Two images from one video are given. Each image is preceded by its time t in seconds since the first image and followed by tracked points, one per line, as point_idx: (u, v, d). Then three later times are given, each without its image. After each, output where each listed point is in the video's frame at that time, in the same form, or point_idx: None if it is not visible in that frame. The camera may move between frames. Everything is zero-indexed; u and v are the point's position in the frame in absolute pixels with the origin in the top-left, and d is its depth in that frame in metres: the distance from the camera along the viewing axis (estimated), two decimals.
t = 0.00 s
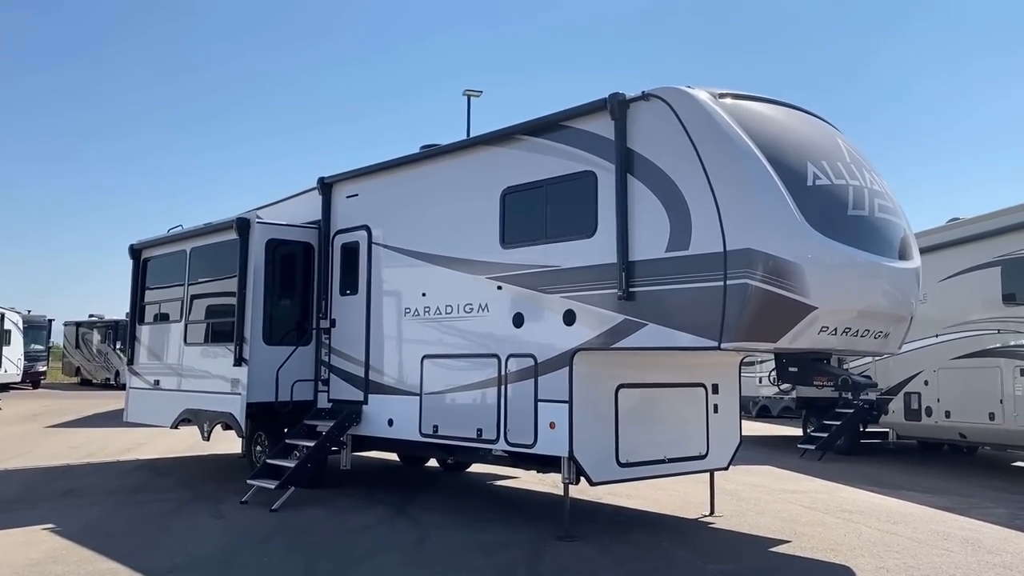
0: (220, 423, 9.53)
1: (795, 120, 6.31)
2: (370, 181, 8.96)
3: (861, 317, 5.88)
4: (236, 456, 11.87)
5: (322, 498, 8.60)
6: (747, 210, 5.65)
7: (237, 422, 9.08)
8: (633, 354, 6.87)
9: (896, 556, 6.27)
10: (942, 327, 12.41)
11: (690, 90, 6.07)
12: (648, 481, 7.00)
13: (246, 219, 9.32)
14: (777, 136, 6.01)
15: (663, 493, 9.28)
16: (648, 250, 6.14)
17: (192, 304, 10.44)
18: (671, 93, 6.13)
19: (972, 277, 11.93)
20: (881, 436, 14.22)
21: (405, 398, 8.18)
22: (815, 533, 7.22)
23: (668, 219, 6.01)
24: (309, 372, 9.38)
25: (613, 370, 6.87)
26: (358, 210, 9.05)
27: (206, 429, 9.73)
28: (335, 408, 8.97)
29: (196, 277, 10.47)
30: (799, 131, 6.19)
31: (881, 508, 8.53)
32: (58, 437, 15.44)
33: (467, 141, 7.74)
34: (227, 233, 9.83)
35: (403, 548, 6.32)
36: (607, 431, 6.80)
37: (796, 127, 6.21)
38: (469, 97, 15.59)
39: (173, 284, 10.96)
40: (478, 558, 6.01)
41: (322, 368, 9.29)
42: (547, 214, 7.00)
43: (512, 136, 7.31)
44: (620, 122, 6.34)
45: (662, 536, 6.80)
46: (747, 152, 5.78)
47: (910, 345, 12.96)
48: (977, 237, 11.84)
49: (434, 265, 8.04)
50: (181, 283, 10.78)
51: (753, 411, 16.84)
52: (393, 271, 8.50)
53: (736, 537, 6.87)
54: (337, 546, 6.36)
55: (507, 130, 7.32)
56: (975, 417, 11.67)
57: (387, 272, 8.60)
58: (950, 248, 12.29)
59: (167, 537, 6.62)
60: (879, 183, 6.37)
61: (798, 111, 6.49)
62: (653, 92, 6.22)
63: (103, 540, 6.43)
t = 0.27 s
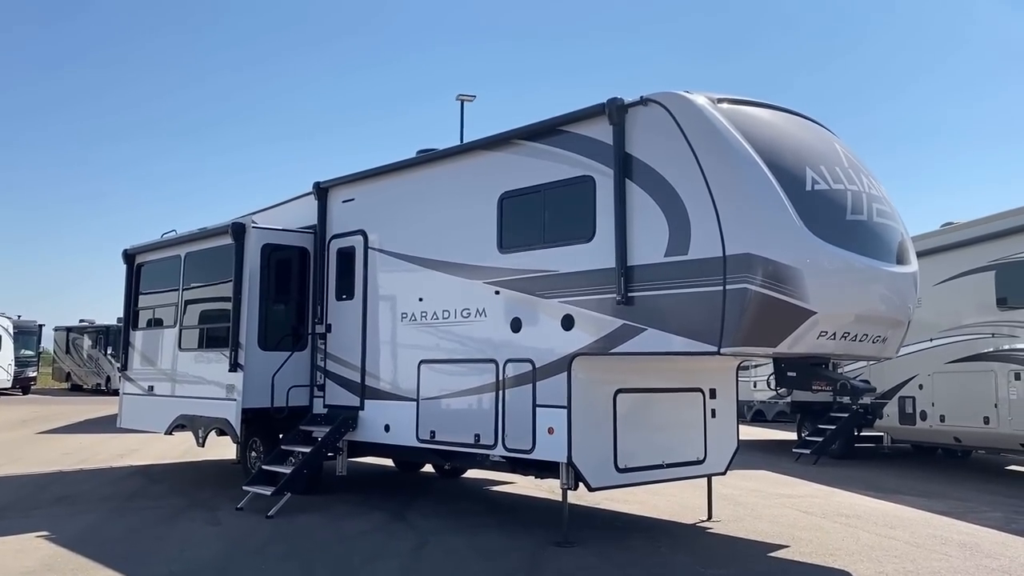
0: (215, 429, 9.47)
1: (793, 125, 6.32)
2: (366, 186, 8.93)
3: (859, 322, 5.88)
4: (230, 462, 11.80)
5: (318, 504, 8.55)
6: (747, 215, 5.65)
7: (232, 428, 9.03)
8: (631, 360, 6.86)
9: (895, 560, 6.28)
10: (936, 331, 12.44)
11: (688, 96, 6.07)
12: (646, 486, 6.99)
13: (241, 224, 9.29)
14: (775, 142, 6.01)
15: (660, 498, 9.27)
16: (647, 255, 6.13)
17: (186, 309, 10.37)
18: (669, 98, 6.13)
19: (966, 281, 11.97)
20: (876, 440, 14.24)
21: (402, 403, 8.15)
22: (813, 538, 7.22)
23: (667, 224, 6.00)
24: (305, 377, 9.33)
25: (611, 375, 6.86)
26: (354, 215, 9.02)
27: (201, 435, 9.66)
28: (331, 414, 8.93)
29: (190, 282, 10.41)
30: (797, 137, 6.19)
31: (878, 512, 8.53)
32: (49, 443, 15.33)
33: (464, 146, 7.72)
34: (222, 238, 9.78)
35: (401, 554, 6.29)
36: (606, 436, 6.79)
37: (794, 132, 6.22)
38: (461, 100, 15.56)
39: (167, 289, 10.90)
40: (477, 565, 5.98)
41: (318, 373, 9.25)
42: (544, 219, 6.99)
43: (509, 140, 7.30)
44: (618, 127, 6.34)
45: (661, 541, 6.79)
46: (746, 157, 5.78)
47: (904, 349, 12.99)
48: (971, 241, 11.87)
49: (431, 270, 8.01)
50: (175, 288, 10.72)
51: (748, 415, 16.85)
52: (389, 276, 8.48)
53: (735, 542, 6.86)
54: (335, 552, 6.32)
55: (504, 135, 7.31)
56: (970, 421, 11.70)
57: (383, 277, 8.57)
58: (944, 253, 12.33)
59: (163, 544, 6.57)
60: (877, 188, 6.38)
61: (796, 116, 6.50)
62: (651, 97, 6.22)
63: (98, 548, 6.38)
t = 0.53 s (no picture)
0: (211, 433, 9.42)
1: (793, 126, 6.32)
2: (363, 188, 8.90)
3: (860, 322, 5.88)
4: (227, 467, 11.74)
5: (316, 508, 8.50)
6: (747, 216, 5.65)
7: (229, 432, 8.98)
8: (631, 361, 6.85)
9: (896, 560, 6.27)
10: (931, 331, 12.47)
11: (688, 97, 6.07)
12: (646, 488, 6.97)
13: (237, 227, 9.24)
14: (775, 142, 6.01)
15: (659, 500, 9.26)
16: (647, 256, 6.12)
17: (181, 313, 10.32)
18: (669, 99, 6.13)
19: (961, 281, 12.00)
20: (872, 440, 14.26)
21: (401, 406, 8.12)
22: (813, 538, 7.21)
23: (668, 225, 6.00)
24: (303, 381, 9.29)
25: (611, 377, 6.85)
26: (351, 217, 8.99)
27: (197, 439, 9.60)
28: (329, 417, 8.89)
29: (186, 285, 10.35)
30: (797, 137, 6.20)
31: (877, 512, 8.54)
32: (42, 449, 15.22)
33: (462, 148, 7.70)
34: (218, 241, 9.73)
35: (402, 558, 6.26)
36: (606, 438, 6.77)
37: (794, 133, 6.22)
38: (455, 101, 15.56)
39: (162, 293, 10.84)
40: (479, 568, 5.96)
41: (316, 376, 9.21)
42: (544, 220, 6.97)
43: (508, 142, 7.28)
44: (618, 128, 6.33)
45: (662, 543, 6.77)
46: (747, 158, 5.78)
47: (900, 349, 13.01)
48: (965, 241, 11.91)
49: (429, 273, 7.99)
50: (170, 291, 10.66)
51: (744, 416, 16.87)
52: (387, 278, 8.45)
53: (736, 543, 6.85)
54: (335, 557, 6.28)
55: (502, 137, 7.30)
56: (966, 421, 11.73)
57: (381, 280, 8.54)
58: (939, 253, 12.36)
59: (161, 549, 6.53)
60: (876, 188, 6.39)
61: (795, 117, 6.50)
62: (651, 98, 6.22)
63: (96, 554, 6.33)
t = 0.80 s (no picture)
0: (208, 433, 9.37)
1: (792, 121, 6.31)
2: (360, 186, 8.86)
3: (859, 318, 5.88)
4: (223, 467, 11.69)
5: (314, 507, 8.47)
6: (747, 212, 5.64)
7: (226, 432, 8.94)
8: (630, 358, 6.84)
9: (896, 555, 6.28)
10: (926, 326, 12.51)
11: (687, 93, 6.05)
12: (646, 485, 6.97)
13: (233, 226, 9.19)
14: (775, 138, 6.01)
15: (658, 497, 9.27)
16: (647, 253, 6.11)
17: (177, 312, 10.25)
18: (668, 95, 6.11)
19: (956, 276, 12.03)
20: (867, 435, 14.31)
21: (399, 405, 8.09)
22: (813, 534, 7.22)
23: (667, 221, 5.98)
24: (300, 379, 9.25)
25: (611, 374, 6.84)
26: (348, 215, 8.95)
27: (194, 439, 9.55)
28: (326, 416, 8.85)
29: (181, 285, 10.29)
30: (796, 133, 6.18)
31: (875, 507, 8.55)
32: (36, 450, 15.12)
33: (459, 145, 7.67)
34: (213, 239, 9.67)
35: (402, 557, 6.24)
36: (606, 435, 6.77)
37: (793, 129, 6.21)
38: (448, 99, 15.57)
39: (157, 292, 10.77)
40: (480, 566, 5.94)
41: (313, 375, 9.17)
42: (542, 218, 6.95)
43: (506, 139, 7.26)
44: (616, 124, 6.31)
45: (662, 539, 6.77)
46: (747, 154, 5.77)
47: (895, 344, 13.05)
48: (960, 236, 11.94)
49: (427, 270, 7.96)
50: (165, 291, 10.59)
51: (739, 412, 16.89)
52: (384, 276, 8.41)
53: (736, 539, 6.85)
54: (335, 556, 6.26)
55: (500, 134, 7.27)
56: (962, 415, 11.77)
57: (378, 278, 8.50)
58: (934, 248, 12.39)
59: (160, 550, 6.49)
60: (875, 183, 6.39)
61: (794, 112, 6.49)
62: (650, 94, 6.20)
63: (95, 555, 6.29)
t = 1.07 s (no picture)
0: (206, 427, 9.33)
1: (793, 114, 6.29)
2: (357, 179, 8.81)
3: (860, 310, 5.88)
4: (220, 461, 11.66)
5: (313, 501, 8.46)
6: (749, 204, 5.62)
7: (224, 426, 8.91)
8: (630, 352, 6.83)
9: (896, 548, 6.30)
10: (923, 319, 12.52)
11: (688, 85, 6.03)
12: (646, 478, 6.97)
13: (230, 219, 9.14)
14: (777, 131, 5.99)
15: (657, 490, 9.28)
16: (648, 246, 6.09)
17: (174, 306, 10.20)
18: (669, 87, 6.09)
19: (953, 269, 12.04)
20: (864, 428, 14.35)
21: (398, 398, 8.07)
22: (813, 526, 7.23)
23: (668, 214, 5.97)
24: (298, 373, 9.22)
25: (611, 367, 6.83)
26: (346, 208, 8.91)
27: (192, 433, 9.52)
28: (325, 410, 8.83)
29: (177, 278, 10.24)
30: (798, 126, 6.16)
31: (873, 500, 8.58)
32: (31, 444, 15.06)
33: (459, 138, 7.64)
34: (210, 233, 9.62)
35: (403, 551, 6.23)
36: (606, 428, 6.76)
37: (794, 121, 6.19)
38: (444, 92, 15.53)
39: (154, 286, 10.71)
40: (481, 560, 5.93)
41: (311, 369, 9.14)
42: (542, 211, 6.93)
43: (506, 131, 7.22)
44: (617, 117, 6.29)
45: (662, 532, 6.77)
46: (748, 147, 5.75)
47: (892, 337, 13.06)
48: (957, 229, 11.94)
49: (426, 264, 7.93)
50: (161, 284, 10.54)
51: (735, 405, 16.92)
52: (383, 270, 8.38)
53: (736, 532, 6.85)
54: (336, 550, 6.25)
55: (500, 126, 7.23)
56: (958, 408, 11.80)
57: (377, 272, 8.47)
58: (931, 241, 12.40)
59: (160, 544, 6.47)
60: (876, 176, 6.38)
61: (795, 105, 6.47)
62: (651, 86, 6.17)
63: (95, 550, 6.26)
